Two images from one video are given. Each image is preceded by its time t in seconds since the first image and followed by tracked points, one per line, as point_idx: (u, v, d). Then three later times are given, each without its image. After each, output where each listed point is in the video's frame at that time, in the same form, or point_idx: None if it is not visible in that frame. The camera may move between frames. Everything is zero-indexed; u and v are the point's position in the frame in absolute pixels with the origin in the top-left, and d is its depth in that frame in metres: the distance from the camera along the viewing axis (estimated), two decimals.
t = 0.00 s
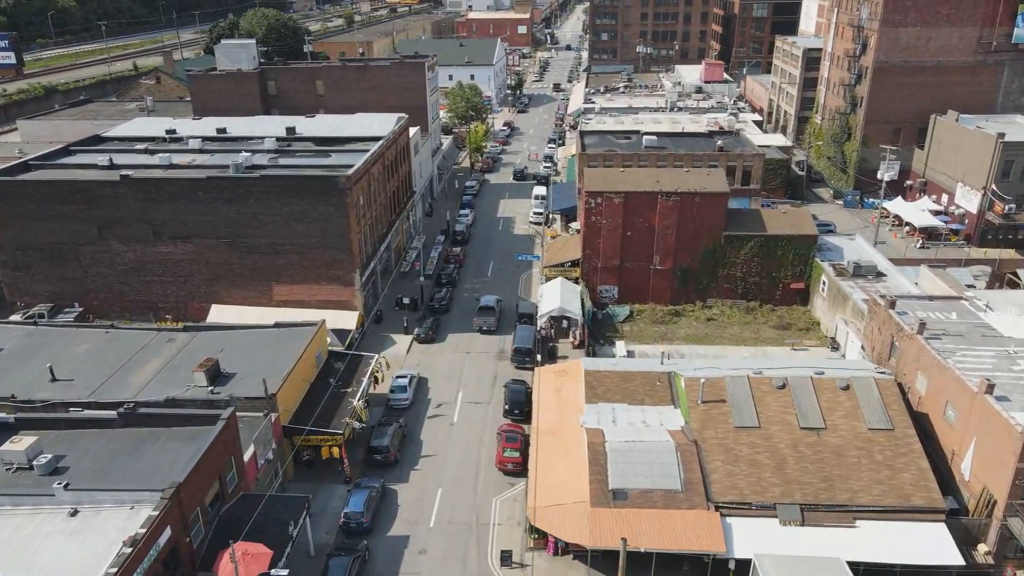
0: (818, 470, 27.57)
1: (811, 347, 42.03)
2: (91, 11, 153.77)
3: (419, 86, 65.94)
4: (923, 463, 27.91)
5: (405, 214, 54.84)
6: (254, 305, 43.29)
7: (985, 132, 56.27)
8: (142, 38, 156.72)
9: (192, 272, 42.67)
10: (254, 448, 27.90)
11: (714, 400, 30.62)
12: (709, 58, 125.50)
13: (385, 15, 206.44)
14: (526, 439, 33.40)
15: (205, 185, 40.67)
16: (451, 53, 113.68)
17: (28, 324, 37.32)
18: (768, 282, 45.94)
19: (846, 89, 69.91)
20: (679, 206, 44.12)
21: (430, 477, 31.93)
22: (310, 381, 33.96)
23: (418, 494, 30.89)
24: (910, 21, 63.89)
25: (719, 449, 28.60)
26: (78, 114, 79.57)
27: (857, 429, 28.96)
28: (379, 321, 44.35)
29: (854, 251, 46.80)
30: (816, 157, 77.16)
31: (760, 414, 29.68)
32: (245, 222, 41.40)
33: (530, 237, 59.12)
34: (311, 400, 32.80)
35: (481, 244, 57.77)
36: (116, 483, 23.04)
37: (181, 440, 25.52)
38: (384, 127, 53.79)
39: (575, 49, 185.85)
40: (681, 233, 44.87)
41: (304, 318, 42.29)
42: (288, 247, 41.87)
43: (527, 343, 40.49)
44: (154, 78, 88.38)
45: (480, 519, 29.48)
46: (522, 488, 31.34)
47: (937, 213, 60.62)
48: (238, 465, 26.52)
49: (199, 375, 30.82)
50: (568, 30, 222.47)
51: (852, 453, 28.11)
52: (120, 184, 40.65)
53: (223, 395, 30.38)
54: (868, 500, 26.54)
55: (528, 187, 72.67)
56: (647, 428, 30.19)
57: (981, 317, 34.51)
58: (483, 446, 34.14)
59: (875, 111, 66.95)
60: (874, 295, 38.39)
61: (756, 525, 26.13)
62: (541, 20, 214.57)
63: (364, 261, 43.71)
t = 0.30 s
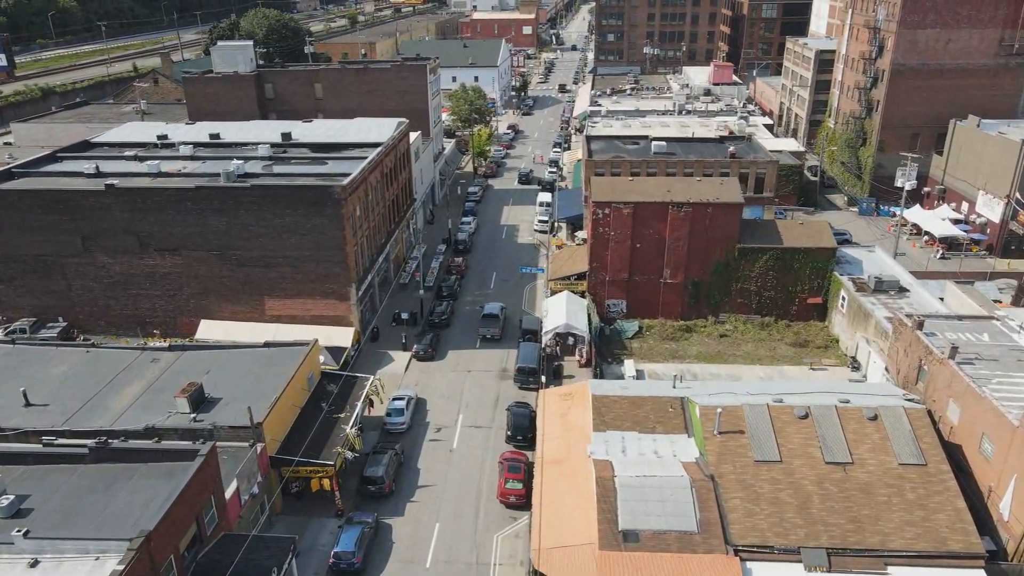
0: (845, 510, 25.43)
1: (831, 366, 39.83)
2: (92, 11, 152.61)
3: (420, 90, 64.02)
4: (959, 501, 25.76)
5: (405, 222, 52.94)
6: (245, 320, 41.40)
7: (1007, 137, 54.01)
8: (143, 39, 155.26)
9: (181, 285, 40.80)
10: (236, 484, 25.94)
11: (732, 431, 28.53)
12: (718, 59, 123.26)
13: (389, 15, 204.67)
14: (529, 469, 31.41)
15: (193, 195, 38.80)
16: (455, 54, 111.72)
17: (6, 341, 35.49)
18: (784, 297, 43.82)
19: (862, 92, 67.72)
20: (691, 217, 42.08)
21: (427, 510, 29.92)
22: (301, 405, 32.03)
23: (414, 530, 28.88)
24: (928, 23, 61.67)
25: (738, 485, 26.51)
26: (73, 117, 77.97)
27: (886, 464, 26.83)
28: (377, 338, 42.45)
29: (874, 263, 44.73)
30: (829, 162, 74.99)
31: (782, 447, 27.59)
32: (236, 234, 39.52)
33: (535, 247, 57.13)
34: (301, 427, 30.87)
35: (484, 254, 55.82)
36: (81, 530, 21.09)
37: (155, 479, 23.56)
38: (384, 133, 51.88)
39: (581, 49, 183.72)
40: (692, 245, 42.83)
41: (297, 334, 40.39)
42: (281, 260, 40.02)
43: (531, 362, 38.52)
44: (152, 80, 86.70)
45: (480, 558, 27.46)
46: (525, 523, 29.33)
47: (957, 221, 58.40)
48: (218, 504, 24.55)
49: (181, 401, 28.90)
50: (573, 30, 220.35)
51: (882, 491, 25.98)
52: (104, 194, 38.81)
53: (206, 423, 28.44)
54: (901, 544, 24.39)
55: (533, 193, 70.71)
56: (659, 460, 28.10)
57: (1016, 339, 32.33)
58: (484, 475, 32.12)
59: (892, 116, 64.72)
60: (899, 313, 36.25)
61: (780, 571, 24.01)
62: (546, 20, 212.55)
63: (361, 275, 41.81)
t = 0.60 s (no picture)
0: (875, 557, 23.30)
1: (850, 388, 37.69)
2: (90, 11, 150.99)
3: (420, 94, 62.07)
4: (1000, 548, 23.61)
5: (403, 232, 51.01)
6: (234, 337, 39.46)
7: None
8: (143, 39, 153.75)
9: (166, 300, 38.87)
10: (214, 525, 23.93)
11: (750, 466, 26.41)
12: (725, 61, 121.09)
13: (391, 16, 202.89)
14: (532, 503, 29.38)
15: (179, 207, 36.86)
16: (457, 55, 109.70)
17: None
18: (799, 313, 41.74)
19: (876, 96, 65.58)
20: (702, 230, 40.03)
21: (421, 549, 27.89)
22: (289, 433, 30.07)
23: (407, 571, 26.84)
24: (947, 25, 59.45)
25: (758, 528, 24.39)
26: (65, 120, 76.18)
27: (919, 505, 24.70)
28: (372, 355, 40.55)
29: (894, 277, 42.62)
30: (842, 167, 72.79)
31: (805, 485, 25.50)
32: (223, 247, 37.58)
33: (538, 257, 55.16)
34: (288, 458, 28.90)
35: (485, 265, 53.87)
36: None
37: (123, 525, 21.55)
38: (381, 139, 49.93)
39: (585, 50, 181.67)
40: (703, 259, 40.78)
41: (288, 353, 38.43)
42: (271, 275, 38.08)
43: (534, 384, 36.51)
44: (147, 82, 84.93)
45: None
46: (527, 564, 27.32)
47: (977, 230, 56.19)
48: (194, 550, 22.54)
49: (159, 432, 26.94)
50: (577, 30, 218.32)
51: (916, 536, 23.82)
52: (85, 205, 36.88)
53: (185, 456, 26.48)
54: None
55: (536, 199, 68.71)
56: (671, 496, 26.02)
57: None
58: (483, 509, 30.09)
59: (908, 120, 62.54)
60: (925, 334, 34.11)
61: None
62: (550, 20, 210.56)
63: (355, 290, 39.89)
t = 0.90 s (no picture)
0: None
1: (873, 413, 35.50)
2: (91, 11, 149.46)
3: (421, 98, 60.16)
4: None
5: (402, 243, 49.04)
6: (223, 355, 37.56)
7: None
8: (144, 40, 152.23)
9: (151, 317, 36.98)
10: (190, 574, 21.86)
11: (773, 508, 24.34)
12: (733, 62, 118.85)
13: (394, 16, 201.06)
14: (536, 542, 27.34)
15: (164, 219, 34.98)
16: (460, 56, 107.69)
17: None
18: (818, 331, 39.64)
19: (892, 100, 63.39)
20: (716, 244, 37.97)
21: None
22: (276, 466, 28.06)
23: None
24: (968, 26, 57.21)
25: None
26: (59, 124, 74.53)
27: (959, 554, 22.61)
28: (368, 375, 38.61)
29: (917, 293, 40.50)
30: (856, 173, 70.60)
31: (833, 530, 23.43)
32: (211, 262, 35.69)
33: (543, 268, 53.16)
34: (275, 494, 26.90)
35: (487, 276, 51.89)
36: None
37: None
38: (380, 146, 48.00)
39: (590, 51, 179.57)
40: (716, 274, 38.72)
41: (279, 373, 36.51)
42: (261, 291, 36.19)
43: (538, 408, 34.47)
44: (144, 84, 83.22)
45: None
46: None
47: (999, 240, 54.02)
48: None
49: (133, 467, 24.94)
50: (582, 31, 216.18)
51: None
52: (65, 218, 34.99)
53: (161, 494, 24.46)
54: None
55: (540, 206, 66.71)
56: (686, 539, 23.92)
57: None
58: (483, 547, 28.06)
59: (926, 125, 60.35)
60: (957, 359, 31.95)
61: None
62: (555, 20, 208.64)
63: (350, 307, 37.94)
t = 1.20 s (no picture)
0: None
1: (902, 442, 33.32)
2: (94, 11, 148.22)
3: (424, 103, 58.23)
4: None
5: (403, 254, 47.10)
6: (212, 376, 35.68)
7: None
8: (148, 40, 150.97)
9: (137, 336, 35.12)
10: None
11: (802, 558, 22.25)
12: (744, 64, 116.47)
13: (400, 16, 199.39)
14: None
15: (149, 233, 33.11)
16: (466, 57, 105.63)
17: None
18: (840, 351, 37.47)
19: (913, 105, 61.04)
20: (733, 260, 35.89)
21: None
22: (262, 503, 26.07)
23: None
24: (994, 28, 54.83)
25: None
26: (55, 127, 72.88)
27: None
28: (364, 396, 36.69)
29: (945, 311, 38.31)
30: (873, 180, 68.24)
31: None
32: (199, 278, 33.81)
33: (548, 281, 51.12)
34: (259, 536, 24.89)
35: (491, 289, 49.89)
36: None
37: None
38: (380, 153, 46.05)
39: (598, 52, 177.40)
40: (733, 291, 36.61)
41: (270, 395, 34.62)
42: (252, 309, 34.30)
43: (544, 436, 32.39)
44: (143, 87, 81.56)
45: None
46: None
47: None
48: None
49: (106, 507, 23.01)
50: (589, 31, 213.97)
51: None
52: (45, 231, 33.17)
53: (134, 539, 22.48)
54: None
55: (547, 213, 64.66)
56: None
57: None
58: None
59: (948, 131, 58.00)
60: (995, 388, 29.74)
61: None
62: (562, 20, 206.59)
63: (346, 325, 36.00)
